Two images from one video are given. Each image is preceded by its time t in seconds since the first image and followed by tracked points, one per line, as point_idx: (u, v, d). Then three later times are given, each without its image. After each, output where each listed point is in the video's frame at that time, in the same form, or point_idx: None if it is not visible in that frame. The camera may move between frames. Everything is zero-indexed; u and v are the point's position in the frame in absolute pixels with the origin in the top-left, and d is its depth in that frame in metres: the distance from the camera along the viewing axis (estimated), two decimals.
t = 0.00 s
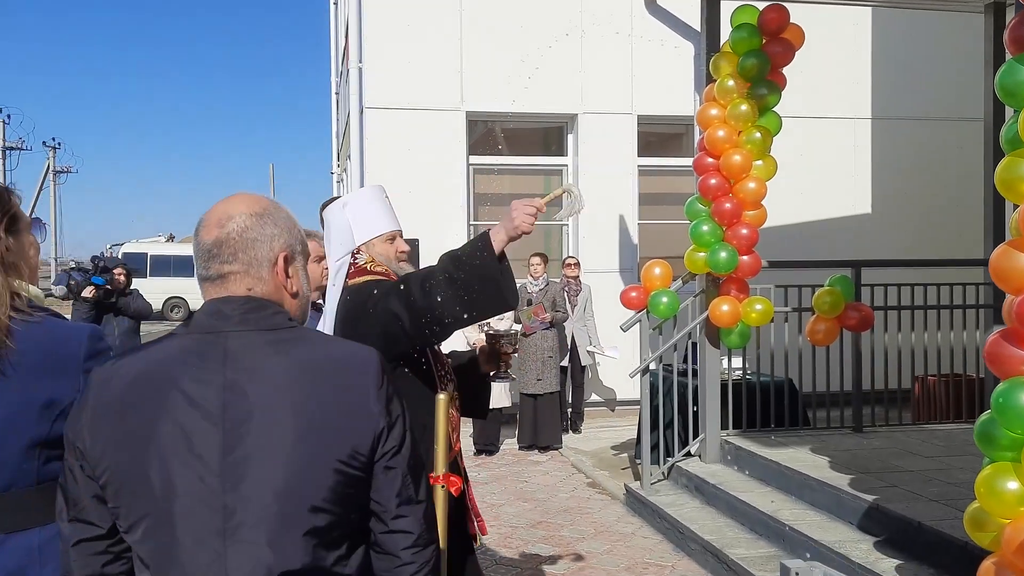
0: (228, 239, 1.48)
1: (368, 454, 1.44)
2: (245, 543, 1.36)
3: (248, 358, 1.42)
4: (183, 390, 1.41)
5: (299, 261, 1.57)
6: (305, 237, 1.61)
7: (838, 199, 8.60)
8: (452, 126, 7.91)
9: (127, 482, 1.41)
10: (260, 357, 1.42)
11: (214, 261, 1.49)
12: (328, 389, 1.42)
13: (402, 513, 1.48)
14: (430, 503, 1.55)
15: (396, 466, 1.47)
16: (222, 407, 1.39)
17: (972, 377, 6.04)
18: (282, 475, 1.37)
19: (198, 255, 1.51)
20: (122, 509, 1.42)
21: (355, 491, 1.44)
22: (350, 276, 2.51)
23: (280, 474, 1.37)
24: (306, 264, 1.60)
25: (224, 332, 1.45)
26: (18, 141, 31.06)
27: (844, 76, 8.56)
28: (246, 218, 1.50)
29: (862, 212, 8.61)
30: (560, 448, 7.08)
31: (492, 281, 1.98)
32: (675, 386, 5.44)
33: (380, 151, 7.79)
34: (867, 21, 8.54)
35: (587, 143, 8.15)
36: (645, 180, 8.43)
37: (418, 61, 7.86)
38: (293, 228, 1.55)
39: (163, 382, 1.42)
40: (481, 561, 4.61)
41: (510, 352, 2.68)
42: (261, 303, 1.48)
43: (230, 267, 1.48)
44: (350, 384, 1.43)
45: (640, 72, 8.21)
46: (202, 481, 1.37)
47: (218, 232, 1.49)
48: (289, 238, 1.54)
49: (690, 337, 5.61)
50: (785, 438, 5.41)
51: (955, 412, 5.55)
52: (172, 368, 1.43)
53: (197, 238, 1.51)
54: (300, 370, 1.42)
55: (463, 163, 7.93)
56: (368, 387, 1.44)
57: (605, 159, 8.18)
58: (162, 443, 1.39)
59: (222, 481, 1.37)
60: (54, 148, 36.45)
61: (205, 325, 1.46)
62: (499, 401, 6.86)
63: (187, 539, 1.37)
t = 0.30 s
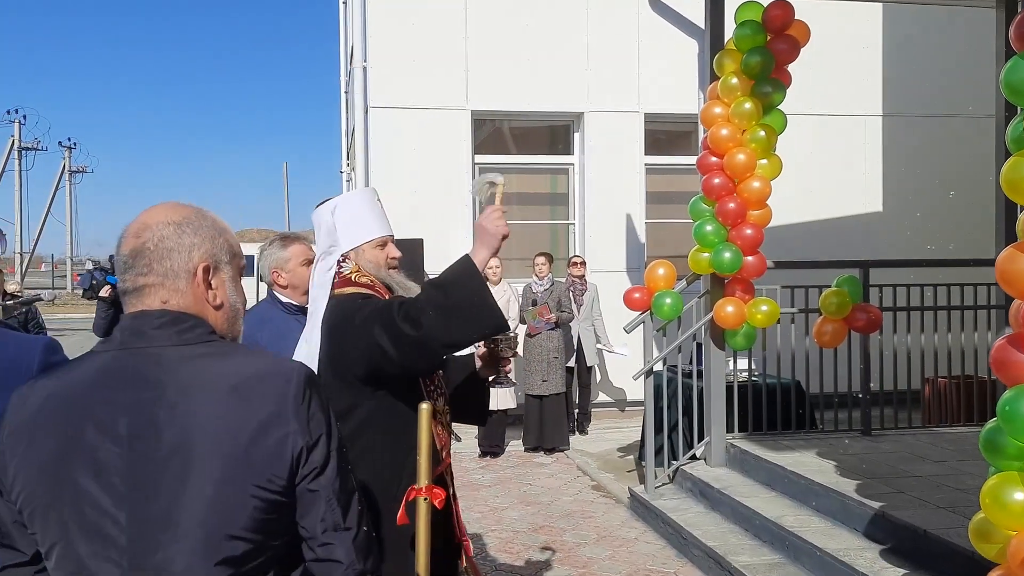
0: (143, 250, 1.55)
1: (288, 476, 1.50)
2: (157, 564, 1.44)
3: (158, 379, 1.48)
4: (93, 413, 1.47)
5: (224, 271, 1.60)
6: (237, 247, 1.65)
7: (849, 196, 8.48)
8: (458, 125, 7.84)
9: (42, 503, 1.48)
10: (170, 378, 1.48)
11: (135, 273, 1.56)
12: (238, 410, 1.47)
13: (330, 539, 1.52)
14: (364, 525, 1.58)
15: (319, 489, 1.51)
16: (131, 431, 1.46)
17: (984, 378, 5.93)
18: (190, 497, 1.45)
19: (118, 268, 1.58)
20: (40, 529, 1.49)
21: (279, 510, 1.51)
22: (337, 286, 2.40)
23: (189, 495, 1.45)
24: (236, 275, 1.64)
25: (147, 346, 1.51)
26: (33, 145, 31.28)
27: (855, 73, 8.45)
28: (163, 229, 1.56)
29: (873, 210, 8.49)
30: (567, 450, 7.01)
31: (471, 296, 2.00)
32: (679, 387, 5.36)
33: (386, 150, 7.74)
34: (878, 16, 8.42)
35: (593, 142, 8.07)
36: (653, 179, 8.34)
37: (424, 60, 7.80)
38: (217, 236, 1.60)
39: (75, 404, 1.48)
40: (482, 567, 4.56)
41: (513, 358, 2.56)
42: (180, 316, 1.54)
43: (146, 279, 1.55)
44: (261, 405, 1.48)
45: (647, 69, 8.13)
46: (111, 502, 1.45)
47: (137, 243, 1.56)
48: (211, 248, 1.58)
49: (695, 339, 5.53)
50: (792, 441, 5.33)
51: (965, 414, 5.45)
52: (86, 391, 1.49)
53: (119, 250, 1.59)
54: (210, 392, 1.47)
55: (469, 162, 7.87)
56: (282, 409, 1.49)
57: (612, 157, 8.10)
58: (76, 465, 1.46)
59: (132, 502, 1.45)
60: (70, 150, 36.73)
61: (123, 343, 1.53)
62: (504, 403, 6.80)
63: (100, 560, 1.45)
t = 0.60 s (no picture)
0: (111, 257, 1.57)
1: (257, 490, 1.51)
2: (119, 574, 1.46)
3: (124, 389, 1.51)
4: (58, 423, 1.50)
5: (195, 277, 1.62)
6: (210, 253, 1.67)
7: (879, 194, 8.32)
8: (479, 124, 7.81)
9: (7, 513, 1.50)
10: (136, 389, 1.51)
11: (102, 279, 1.57)
12: (203, 423, 1.49)
13: (302, 554, 1.54)
14: (337, 539, 1.59)
15: (289, 503, 1.53)
16: (96, 442, 1.48)
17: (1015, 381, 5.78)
18: (155, 508, 1.47)
19: (87, 276, 1.60)
20: (5, 539, 1.51)
21: (250, 524, 1.53)
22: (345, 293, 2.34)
23: (154, 506, 1.47)
24: (208, 281, 1.65)
25: (114, 355, 1.54)
26: (68, 146, 31.79)
27: (883, 67, 8.28)
28: (131, 235, 1.58)
29: (903, 208, 8.33)
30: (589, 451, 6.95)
31: (469, 330, 2.06)
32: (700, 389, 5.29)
33: (407, 150, 7.73)
34: (908, 9, 8.24)
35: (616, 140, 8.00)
36: (677, 177, 8.25)
37: (445, 59, 7.77)
38: (187, 243, 1.61)
39: (43, 414, 1.51)
40: (497, 569, 4.53)
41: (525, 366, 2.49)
42: (149, 325, 1.56)
43: (114, 287, 1.57)
44: (228, 418, 1.50)
45: (670, 66, 8.03)
46: (75, 512, 1.47)
47: (105, 250, 1.58)
48: (181, 254, 1.60)
49: (716, 340, 5.44)
50: (816, 444, 5.23)
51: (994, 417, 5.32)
52: (52, 401, 1.52)
53: (88, 257, 1.61)
54: (176, 403, 1.50)
55: (491, 161, 7.83)
56: (249, 421, 1.51)
57: (635, 155, 8.01)
58: (40, 473, 1.49)
59: (96, 512, 1.47)
60: (104, 152, 37.31)
61: (92, 351, 1.55)
62: (525, 404, 6.75)
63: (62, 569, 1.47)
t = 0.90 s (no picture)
0: (115, 261, 1.55)
1: (257, 492, 1.50)
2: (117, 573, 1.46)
3: (124, 392, 1.50)
4: (58, 426, 1.50)
5: (197, 281, 1.62)
6: (209, 257, 1.67)
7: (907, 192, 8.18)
8: (501, 124, 7.80)
9: (10, 513, 1.51)
10: (138, 390, 1.50)
11: (105, 284, 1.55)
12: (204, 427, 1.49)
13: (301, 557, 1.52)
14: (337, 542, 1.57)
15: (290, 506, 1.51)
16: (96, 444, 1.48)
17: None
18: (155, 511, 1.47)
19: (86, 279, 1.58)
20: (5, 540, 1.52)
21: (250, 527, 1.52)
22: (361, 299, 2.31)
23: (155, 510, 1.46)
24: (207, 285, 1.65)
25: (112, 360, 1.53)
26: (102, 148, 32.26)
27: (912, 64, 8.15)
28: (135, 239, 1.57)
29: (934, 207, 8.18)
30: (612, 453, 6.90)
31: (499, 353, 2.12)
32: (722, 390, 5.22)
33: (429, 150, 7.74)
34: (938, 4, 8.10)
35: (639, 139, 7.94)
36: (701, 176, 8.17)
37: (467, 59, 7.77)
38: (191, 248, 1.61)
39: (43, 416, 1.51)
40: (514, 570, 4.51)
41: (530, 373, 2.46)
42: (152, 330, 1.55)
43: (117, 292, 1.55)
44: (229, 421, 1.49)
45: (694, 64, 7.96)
46: (77, 514, 1.47)
47: (108, 255, 1.55)
48: (185, 260, 1.60)
49: (739, 341, 5.37)
50: (840, 447, 5.14)
51: None
52: (52, 402, 1.51)
53: (87, 259, 1.58)
54: (176, 406, 1.49)
55: (512, 160, 7.82)
56: (250, 425, 1.50)
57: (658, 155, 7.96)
58: (42, 474, 1.49)
59: (97, 515, 1.47)
60: (138, 154, 37.87)
61: (92, 355, 1.54)
62: (546, 405, 6.73)
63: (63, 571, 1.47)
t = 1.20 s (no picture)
0: (121, 263, 1.55)
1: (264, 492, 1.50)
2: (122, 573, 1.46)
3: (131, 392, 1.49)
4: (64, 425, 1.50)
5: (202, 280, 1.62)
6: (210, 254, 1.67)
7: (923, 189, 8.11)
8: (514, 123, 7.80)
9: (15, 512, 1.51)
10: (145, 390, 1.49)
11: (111, 287, 1.55)
12: (211, 427, 1.48)
13: (306, 555, 1.53)
14: (343, 540, 1.58)
15: (296, 506, 1.52)
16: (102, 444, 1.48)
17: None
18: (161, 512, 1.46)
19: (90, 281, 1.57)
20: (9, 537, 1.52)
21: (256, 526, 1.52)
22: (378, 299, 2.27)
23: (161, 511, 1.46)
24: (210, 284, 1.66)
25: (115, 360, 1.53)
26: (122, 148, 32.54)
27: (929, 59, 8.07)
28: (140, 240, 1.56)
29: (951, 203, 8.10)
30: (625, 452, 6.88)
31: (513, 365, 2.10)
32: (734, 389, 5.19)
33: (442, 148, 7.76)
34: None
35: (653, 137, 7.92)
36: (716, 173, 8.13)
37: (480, 58, 7.78)
38: (195, 247, 1.61)
39: (48, 415, 1.51)
40: (524, 569, 4.51)
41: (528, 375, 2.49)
42: (157, 330, 1.55)
43: (124, 293, 1.55)
44: (236, 423, 1.49)
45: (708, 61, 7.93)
46: (84, 514, 1.47)
47: (114, 259, 1.55)
48: (189, 260, 1.60)
49: (751, 339, 5.34)
50: (854, 446, 5.10)
51: None
52: (58, 402, 1.51)
53: (90, 261, 1.57)
54: (183, 406, 1.48)
55: (525, 159, 7.82)
56: (258, 426, 1.50)
57: (672, 152, 7.93)
58: (47, 473, 1.49)
59: (104, 515, 1.47)
60: (158, 154, 38.17)
61: (97, 355, 1.55)
62: (559, 403, 6.73)
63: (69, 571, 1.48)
